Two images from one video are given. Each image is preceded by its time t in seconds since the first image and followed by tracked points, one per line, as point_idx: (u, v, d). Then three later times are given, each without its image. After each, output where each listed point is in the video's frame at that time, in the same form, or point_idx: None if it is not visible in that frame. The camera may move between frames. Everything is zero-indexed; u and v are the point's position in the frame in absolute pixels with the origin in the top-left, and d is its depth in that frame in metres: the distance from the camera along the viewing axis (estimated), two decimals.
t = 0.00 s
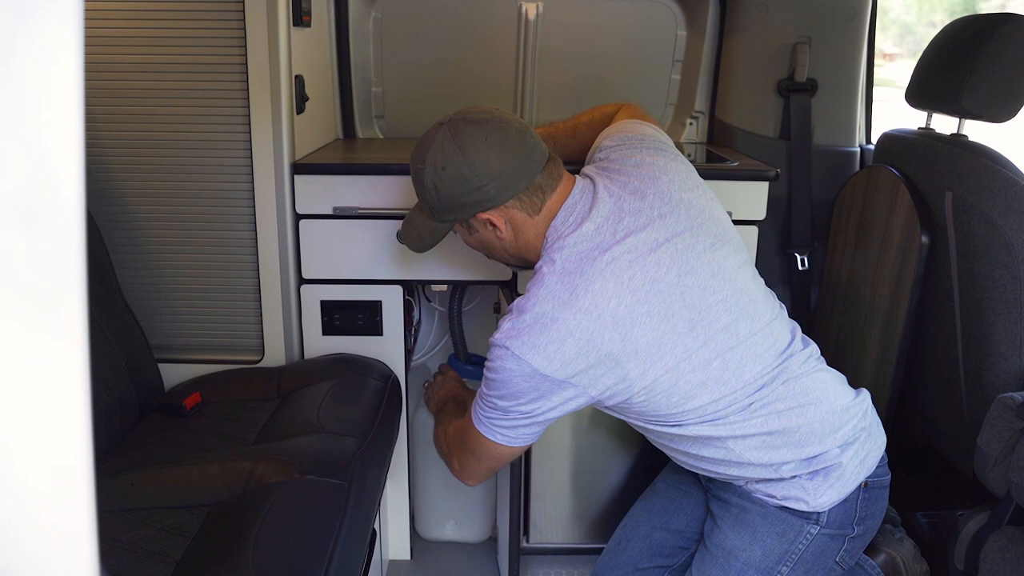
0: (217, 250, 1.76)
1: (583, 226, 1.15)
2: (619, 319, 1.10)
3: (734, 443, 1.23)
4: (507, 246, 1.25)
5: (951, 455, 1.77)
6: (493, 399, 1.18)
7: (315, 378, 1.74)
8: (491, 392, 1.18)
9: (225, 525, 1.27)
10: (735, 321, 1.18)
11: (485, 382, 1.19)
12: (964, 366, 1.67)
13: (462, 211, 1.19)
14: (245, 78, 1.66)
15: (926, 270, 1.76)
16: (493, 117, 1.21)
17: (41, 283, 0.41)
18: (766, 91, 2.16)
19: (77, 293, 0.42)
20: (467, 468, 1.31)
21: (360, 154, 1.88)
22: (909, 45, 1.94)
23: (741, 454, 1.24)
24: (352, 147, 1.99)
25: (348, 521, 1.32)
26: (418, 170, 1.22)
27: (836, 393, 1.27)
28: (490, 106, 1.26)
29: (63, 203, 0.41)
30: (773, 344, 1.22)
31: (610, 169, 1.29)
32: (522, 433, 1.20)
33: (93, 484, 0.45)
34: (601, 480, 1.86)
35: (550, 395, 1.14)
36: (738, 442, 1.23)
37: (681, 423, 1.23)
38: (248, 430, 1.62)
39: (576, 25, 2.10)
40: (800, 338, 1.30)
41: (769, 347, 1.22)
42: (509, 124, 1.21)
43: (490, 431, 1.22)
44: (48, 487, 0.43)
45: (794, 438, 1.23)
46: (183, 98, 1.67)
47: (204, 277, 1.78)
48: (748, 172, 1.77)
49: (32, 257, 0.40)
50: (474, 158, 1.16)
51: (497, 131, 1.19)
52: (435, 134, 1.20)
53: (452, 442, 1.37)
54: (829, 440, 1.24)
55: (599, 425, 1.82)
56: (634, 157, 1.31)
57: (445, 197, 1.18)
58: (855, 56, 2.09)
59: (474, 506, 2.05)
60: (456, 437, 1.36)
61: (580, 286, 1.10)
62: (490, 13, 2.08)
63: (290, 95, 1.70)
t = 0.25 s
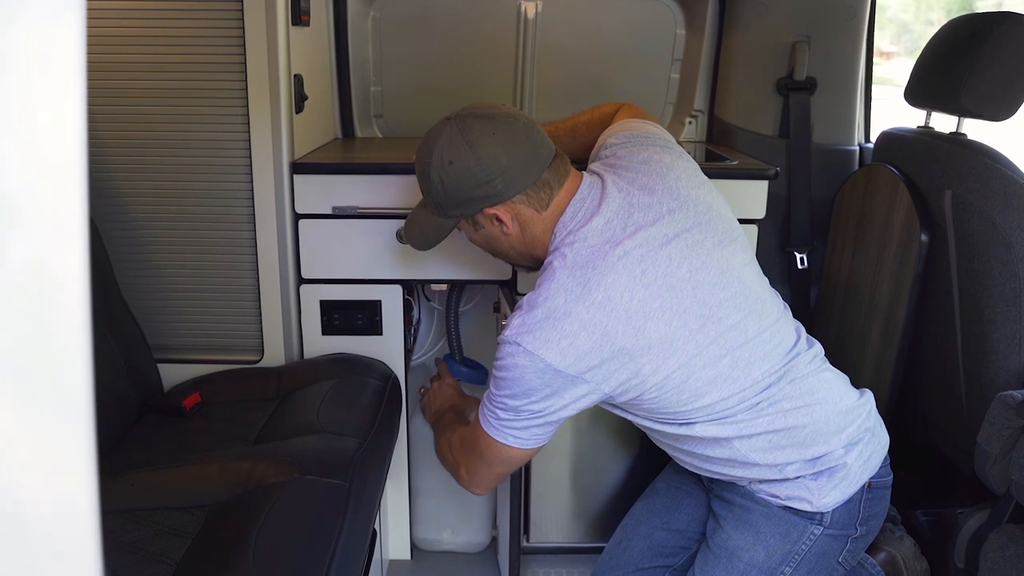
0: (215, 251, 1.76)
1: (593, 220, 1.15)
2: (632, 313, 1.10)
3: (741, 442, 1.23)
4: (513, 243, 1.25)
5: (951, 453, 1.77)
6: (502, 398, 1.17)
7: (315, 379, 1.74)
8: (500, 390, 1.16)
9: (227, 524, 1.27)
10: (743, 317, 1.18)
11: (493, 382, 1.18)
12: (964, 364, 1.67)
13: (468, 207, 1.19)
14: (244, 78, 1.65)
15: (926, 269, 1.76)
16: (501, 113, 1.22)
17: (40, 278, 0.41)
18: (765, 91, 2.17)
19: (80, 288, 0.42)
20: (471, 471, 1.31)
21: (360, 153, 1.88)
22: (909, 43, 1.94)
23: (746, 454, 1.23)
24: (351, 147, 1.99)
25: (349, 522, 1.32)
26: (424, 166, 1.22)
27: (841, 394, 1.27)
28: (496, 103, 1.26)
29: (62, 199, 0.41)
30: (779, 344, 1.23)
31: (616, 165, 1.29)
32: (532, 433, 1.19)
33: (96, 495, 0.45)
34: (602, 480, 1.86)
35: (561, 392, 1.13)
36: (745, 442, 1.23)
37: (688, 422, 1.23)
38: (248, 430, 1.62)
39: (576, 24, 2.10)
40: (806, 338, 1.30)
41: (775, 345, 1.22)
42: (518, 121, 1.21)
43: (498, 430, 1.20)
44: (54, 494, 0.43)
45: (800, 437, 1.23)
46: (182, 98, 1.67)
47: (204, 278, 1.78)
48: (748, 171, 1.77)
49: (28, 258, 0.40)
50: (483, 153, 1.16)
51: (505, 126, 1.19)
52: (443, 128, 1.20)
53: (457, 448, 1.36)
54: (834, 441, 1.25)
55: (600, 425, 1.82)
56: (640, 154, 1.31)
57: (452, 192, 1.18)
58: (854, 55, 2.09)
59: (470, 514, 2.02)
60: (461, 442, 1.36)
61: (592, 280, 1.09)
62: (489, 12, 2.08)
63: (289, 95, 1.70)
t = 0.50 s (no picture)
0: (212, 251, 1.76)
1: (590, 219, 1.15)
2: (628, 313, 1.10)
3: (738, 441, 1.23)
4: (512, 239, 1.24)
5: (948, 451, 1.78)
6: (499, 396, 1.17)
7: (312, 379, 1.74)
8: (497, 388, 1.17)
9: (225, 524, 1.27)
10: (740, 316, 1.18)
11: (490, 378, 1.18)
12: (960, 362, 1.68)
13: (466, 203, 1.19)
14: (240, 78, 1.65)
15: (923, 267, 1.76)
16: (500, 109, 1.22)
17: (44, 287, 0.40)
18: (760, 90, 2.16)
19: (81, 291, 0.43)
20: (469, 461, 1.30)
21: (357, 153, 1.88)
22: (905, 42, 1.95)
23: (744, 453, 1.24)
24: (348, 146, 1.99)
25: (347, 522, 1.31)
26: (422, 161, 1.22)
27: (840, 393, 1.27)
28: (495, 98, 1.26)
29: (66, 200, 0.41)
30: (777, 343, 1.23)
31: (614, 163, 1.29)
32: (529, 430, 1.20)
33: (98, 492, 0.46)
34: (600, 478, 1.87)
35: (558, 390, 1.14)
36: (743, 441, 1.23)
37: (685, 421, 1.23)
38: (246, 430, 1.62)
39: (573, 23, 2.10)
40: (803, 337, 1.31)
41: (773, 344, 1.22)
42: (517, 118, 1.22)
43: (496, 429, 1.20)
44: (62, 495, 0.43)
45: (798, 436, 1.23)
46: (177, 98, 1.67)
47: (200, 278, 1.78)
48: (745, 170, 1.77)
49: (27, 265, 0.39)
50: (482, 147, 1.16)
51: (504, 122, 1.20)
52: (443, 123, 1.20)
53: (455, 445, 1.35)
54: (832, 440, 1.25)
55: (598, 424, 1.82)
56: (638, 152, 1.31)
57: (450, 186, 1.18)
58: (849, 53, 2.09)
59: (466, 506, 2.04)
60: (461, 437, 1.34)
61: (588, 279, 1.09)
62: (486, 11, 2.08)
63: (285, 95, 1.70)
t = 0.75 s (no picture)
0: (210, 251, 1.76)
1: (590, 218, 1.15)
2: (629, 310, 1.10)
3: (737, 441, 1.23)
4: (510, 237, 1.23)
5: (947, 451, 1.78)
6: (501, 398, 1.16)
7: (311, 379, 1.74)
8: (499, 389, 1.16)
9: (224, 525, 1.27)
10: (739, 315, 1.18)
11: (491, 380, 1.17)
12: (958, 360, 1.68)
13: (466, 199, 1.19)
14: (238, 78, 1.65)
15: (921, 267, 1.77)
16: (499, 107, 1.23)
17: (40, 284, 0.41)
18: (758, 89, 2.16)
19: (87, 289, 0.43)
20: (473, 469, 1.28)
21: (354, 153, 1.88)
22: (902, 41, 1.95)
23: (743, 452, 1.24)
24: (345, 146, 1.99)
25: (347, 522, 1.31)
26: (421, 158, 1.21)
27: (837, 391, 1.28)
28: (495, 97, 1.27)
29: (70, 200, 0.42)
30: (775, 342, 1.23)
31: (613, 162, 1.29)
32: (532, 434, 1.18)
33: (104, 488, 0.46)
34: (598, 478, 1.87)
35: (561, 390, 1.13)
36: (742, 440, 1.23)
37: (686, 420, 1.23)
38: (244, 430, 1.62)
39: (571, 23, 2.10)
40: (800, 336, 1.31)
41: (772, 342, 1.22)
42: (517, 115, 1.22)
43: (496, 435, 1.19)
44: (60, 490, 0.44)
45: (797, 434, 1.23)
46: (175, 97, 1.66)
47: (198, 279, 1.77)
48: (743, 169, 1.77)
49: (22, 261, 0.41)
50: (483, 144, 1.17)
51: (504, 119, 1.20)
52: (442, 121, 1.21)
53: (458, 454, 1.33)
54: (830, 438, 1.25)
55: (596, 424, 1.83)
56: (637, 151, 1.31)
57: (450, 182, 1.18)
58: (846, 53, 2.09)
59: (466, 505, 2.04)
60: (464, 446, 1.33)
61: (590, 276, 1.09)
62: (483, 11, 2.08)
63: (283, 94, 1.69)
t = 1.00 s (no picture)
0: (208, 251, 1.75)
1: (594, 214, 1.15)
2: (634, 307, 1.10)
3: (738, 439, 1.23)
4: (513, 233, 1.24)
5: (946, 449, 1.78)
6: (503, 393, 1.15)
7: (310, 379, 1.73)
8: (501, 385, 1.15)
9: (224, 525, 1.27)
10: (742, 313, 1.18)
11: (493, 375, 1.16)
12: (957, 358, 1.68)
13: (469, 193, 1.19)
14: (236, 78, 1.65)
15: (919, 265, 1.77)
16: (506, 101, 1.23)
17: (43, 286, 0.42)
18: (756, 88, 2.16)
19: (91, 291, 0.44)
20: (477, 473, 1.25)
21: (353, 153, 1.88)
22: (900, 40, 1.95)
23: (743, 451, 1.24)
24: (343, 146, 1.99)
25: (347, 522, 1.31)
26: (425, 152, 1.21)
27: (837, 391, 1.28)
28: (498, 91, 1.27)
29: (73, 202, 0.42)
30: (776, 341, 1.23)
31: (616, 160, 1.29)
32: (534, 432, 1.17)
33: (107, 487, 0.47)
34: (598, 477, 1.87)
35: (565, 387, 1.12)
36: (743, 439, 1.23)
37: (687, 418, 1.23)
38: (243, 431, 1.61)
39: (568, 21, 2.09)
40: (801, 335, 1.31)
41: (773, 341, 1.22)
42: (523, 110, 1.22)
43: (497, 431, 1.18)
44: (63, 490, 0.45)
45: (799, 433, 1.23)
46: (174, 97, 1.66)
47: (198, 278, 1.77)
48: (742, 168, 1.77)
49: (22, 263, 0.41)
50: (488, 137, 1.17)
51: (510, 113, 1.21)
52: (445, 116, 1.21)
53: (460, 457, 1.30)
54: (832, 436, 1.25)
55: (595, 423, 1.83)
56: (639, 149, 1.31)
57: (454, 176, 1.18)
58: (844, 52, 2.09)
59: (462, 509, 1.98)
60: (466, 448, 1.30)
61: (595, 272, 1.09)
62: (481, 10, 2.07)
63: (281, 94, 1.69)
